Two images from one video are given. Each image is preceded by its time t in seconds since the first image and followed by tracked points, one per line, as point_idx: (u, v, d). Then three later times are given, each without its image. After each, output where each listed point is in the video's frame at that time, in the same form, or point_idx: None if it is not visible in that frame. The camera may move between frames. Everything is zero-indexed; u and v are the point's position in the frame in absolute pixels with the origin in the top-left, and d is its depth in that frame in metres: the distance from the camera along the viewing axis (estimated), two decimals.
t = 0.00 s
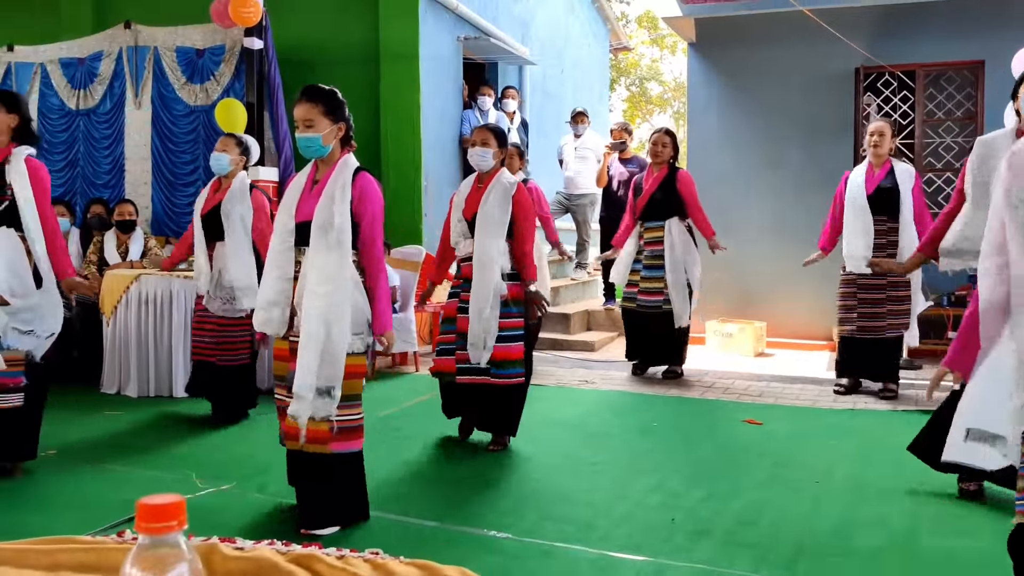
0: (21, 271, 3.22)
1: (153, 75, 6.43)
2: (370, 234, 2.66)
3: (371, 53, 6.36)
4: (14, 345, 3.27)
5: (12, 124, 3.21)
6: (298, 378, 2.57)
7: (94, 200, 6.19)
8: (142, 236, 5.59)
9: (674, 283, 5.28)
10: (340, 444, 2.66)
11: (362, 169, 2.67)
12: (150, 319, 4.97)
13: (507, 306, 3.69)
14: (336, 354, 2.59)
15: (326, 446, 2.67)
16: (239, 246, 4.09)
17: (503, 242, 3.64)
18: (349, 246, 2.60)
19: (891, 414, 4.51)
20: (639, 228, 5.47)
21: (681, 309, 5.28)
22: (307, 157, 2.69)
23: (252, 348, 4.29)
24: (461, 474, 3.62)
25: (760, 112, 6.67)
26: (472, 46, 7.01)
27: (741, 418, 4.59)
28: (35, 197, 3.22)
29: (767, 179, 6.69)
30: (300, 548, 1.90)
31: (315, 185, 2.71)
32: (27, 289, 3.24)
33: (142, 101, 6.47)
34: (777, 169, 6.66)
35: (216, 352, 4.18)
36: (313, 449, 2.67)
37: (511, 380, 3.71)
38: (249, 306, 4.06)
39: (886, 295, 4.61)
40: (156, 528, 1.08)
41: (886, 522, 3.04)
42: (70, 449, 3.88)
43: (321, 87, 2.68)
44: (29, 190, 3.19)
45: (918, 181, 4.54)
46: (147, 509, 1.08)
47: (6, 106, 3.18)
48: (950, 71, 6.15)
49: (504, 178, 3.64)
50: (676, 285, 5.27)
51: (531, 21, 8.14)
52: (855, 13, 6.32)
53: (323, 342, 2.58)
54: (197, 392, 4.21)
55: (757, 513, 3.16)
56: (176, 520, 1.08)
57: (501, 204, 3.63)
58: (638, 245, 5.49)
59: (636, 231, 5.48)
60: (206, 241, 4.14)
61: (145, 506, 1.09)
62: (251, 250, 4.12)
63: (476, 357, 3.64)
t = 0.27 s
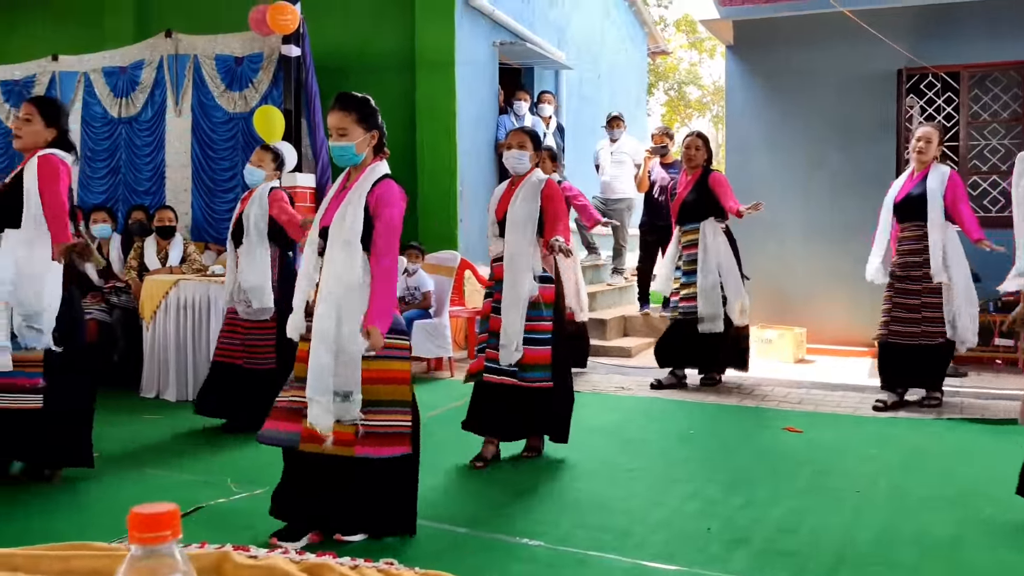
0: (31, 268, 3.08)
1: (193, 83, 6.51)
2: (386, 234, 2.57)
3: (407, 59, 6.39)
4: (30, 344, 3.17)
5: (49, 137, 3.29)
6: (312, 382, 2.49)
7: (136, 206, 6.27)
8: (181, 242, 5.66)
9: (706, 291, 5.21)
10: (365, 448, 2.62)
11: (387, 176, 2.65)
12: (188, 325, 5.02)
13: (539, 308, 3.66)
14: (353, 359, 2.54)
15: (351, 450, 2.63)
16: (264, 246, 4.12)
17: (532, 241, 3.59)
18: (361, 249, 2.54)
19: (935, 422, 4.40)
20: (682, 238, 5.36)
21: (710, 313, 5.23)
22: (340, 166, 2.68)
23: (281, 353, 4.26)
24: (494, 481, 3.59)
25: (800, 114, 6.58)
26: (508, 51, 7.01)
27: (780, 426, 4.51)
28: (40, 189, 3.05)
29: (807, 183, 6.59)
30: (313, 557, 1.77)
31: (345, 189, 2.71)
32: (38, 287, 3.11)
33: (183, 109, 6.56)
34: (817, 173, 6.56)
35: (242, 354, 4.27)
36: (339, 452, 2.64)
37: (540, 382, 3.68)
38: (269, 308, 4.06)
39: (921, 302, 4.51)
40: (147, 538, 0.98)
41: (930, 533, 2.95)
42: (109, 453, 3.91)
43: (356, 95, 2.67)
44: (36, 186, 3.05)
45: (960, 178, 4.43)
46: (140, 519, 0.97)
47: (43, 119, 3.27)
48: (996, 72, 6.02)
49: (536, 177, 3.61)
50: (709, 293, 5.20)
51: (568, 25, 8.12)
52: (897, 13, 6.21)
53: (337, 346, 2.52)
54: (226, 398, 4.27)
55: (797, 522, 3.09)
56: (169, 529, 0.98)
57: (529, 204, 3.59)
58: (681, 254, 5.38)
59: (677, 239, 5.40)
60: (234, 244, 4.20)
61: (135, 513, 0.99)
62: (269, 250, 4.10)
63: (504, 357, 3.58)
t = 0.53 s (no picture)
0: (68, 279, 3.10)
1: (232, 91, 6.59)
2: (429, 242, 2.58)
3: (443, 66, 6.41)
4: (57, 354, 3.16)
5: (90, 150, 3.33)
6: (346, 384, 2.51)
7: (177, 213, 6.36)
8: (220, 248, 5.70)
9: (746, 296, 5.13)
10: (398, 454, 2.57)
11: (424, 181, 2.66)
12: (227, 330, 5.07)
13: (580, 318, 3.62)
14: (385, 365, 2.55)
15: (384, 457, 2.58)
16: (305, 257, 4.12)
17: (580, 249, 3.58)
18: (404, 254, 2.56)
19: (981, 431, 4.30)
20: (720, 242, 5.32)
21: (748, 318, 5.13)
22: (373, 166, 2.68)
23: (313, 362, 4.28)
24: (529, 489, 3.56)
25: (841, 118, 6.48)
26: (545, 57, 7.00)
27: (820, 435, 4.43)
28: (84, 204, 3.18)
29: (848, 188, 6.48)
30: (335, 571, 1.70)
31: (377, 195, 2.71)
32: (71, 299, 3.10)
33: (223, 117, 6.64)
34: (858, 178, 6.45)
35: (278, 360, 4.28)
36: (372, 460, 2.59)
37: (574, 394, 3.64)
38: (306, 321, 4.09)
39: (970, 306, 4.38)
40: (145, 549, 0.99)
41: (974, 547, 2.87)
42: (147, 457, 3.95)
43: (387, 98, 2.69)
44: (78, 195, 3.16)
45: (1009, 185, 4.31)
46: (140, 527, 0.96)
47: (85, 132, 3.31)
48: None
49: (580, 186, 3.60)
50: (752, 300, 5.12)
51: (605, 30, 8.09)
52: (941, 15, 6.10)
53: (371, 350, 2.53)
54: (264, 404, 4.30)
55: (836, 534, 3.03)
56: (165, 541, 0.98)
57: (577, 213, 3.57)
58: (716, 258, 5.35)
59: (714, 242, 5.36)
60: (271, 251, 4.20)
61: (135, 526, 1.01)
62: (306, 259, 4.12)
63: (547, 368, 3.58)
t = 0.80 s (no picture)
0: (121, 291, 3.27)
1: (266, 99, 6.65)
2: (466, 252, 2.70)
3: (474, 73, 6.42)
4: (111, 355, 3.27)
5: (128, 146, 3.41)
6: (406, 394, 2.52)
7: (211, 220, 6.42)
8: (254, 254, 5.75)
9: (791, 301, 5.08)
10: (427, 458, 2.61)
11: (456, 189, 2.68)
12: (259, 334, 5.10)
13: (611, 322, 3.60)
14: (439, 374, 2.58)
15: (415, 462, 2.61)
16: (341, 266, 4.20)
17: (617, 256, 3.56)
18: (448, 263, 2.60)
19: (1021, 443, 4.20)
20: (745, 239, 5.26)
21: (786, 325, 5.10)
22: (401, 172, 2.67)
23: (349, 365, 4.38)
24: (558, 497, 3.54)
25: (876, 123, 6.39)
26: (576, 63, 6.98)
27: (855, 445, 4.36)
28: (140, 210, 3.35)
29: (884, 194, 6.39)
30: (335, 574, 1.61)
31: (409, 203, 2.69)
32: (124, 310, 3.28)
33: (256, 125, 6.70)
34: (895, 184, 6.35)
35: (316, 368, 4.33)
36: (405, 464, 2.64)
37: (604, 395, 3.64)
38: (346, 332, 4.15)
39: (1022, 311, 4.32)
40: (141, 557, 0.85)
41: (1014, 562, 2.79)
42: (179, 461, 3.98)
43: (413, 105, 2.70)
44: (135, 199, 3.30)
45: None
46: (127, 535, 0.85)
47: (121, 130, 3.38)
48: None
49: (617, 191, 3.57)
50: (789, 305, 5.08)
51: (637, 37, 8.05)
52: (980, 18, 5.99)
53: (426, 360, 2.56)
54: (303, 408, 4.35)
55: (871, 547, 2.97)
56: (162, 548, 0.85)
57: (617, 220, 3.55)
58: (743, 257, 5.29)
59: (742, 240, 5.27)
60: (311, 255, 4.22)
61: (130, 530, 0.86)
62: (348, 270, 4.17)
63: (584, 373, 3.54)
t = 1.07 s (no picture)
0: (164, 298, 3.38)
1: (294, 108, 6.69)
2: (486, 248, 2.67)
3: (501, 81, 6.41)
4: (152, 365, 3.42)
5: (156, 154, 3.45)
6: (440, 394, 2.57)
7: (239, 228, 6.47)
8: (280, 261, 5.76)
9: (813, 312, 5.04)
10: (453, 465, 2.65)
11: (473, 193, 2.67)
12: (284, 343, 5.11)
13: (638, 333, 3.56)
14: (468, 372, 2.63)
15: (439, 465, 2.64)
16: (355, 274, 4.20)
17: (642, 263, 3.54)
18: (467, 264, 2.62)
19: None
20: (769, 248, 5.24)
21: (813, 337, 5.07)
22: (424, 178, 2.67)
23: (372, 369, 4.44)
24: (581, 506, 3.51)
25: (908, 130, 6.31)
26: (603, 71, 6.96)
27: (886, 456, 4.28)
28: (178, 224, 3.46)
29: (916, 201, 6.29)
30: None
31: (428, 208, 2.70)
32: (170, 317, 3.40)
33: (284, 134, 6.75)
34: (926, 191, 6.26)
35: (330, 376, 4.37)
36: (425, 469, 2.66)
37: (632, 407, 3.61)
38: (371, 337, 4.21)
39: None
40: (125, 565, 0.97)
41: None
42: (205, 466, 4.01)
43: (438, 114, 2.71)
44: (175, 215, 3.40)
45: None
46: (113, 543, 0.97)
47: (148, 139, 3.41)
48: None
49: (640, 199, 3.55)
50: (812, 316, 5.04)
51: (665, 44, 8.02)
52: (1014, 23, 5.90)
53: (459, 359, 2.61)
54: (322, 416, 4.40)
55: (901, 560, 2.91)
56: (148, 556, 0.97)
57: (641, 228, 3.53)
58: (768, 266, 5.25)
59: (766, 249, 5.26)
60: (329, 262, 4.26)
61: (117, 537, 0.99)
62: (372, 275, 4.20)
63: (605, 382, 3.51)
